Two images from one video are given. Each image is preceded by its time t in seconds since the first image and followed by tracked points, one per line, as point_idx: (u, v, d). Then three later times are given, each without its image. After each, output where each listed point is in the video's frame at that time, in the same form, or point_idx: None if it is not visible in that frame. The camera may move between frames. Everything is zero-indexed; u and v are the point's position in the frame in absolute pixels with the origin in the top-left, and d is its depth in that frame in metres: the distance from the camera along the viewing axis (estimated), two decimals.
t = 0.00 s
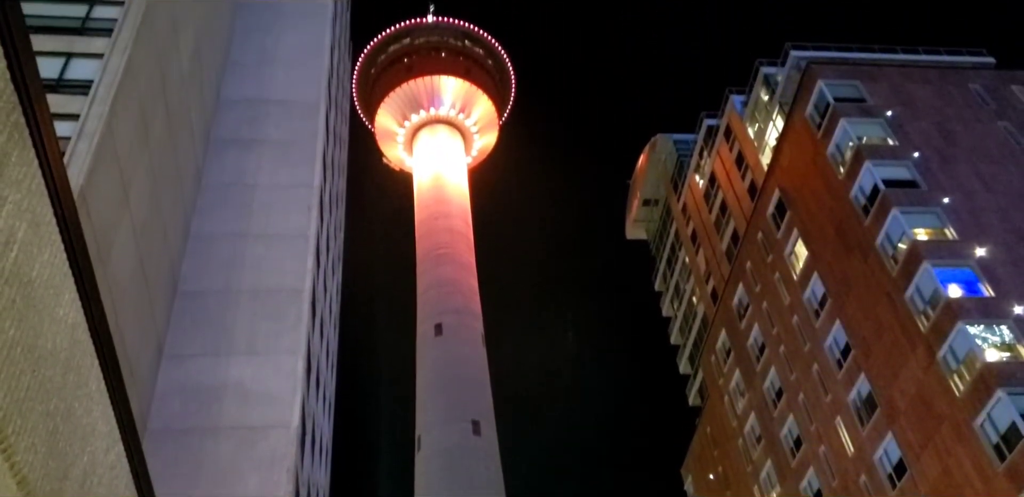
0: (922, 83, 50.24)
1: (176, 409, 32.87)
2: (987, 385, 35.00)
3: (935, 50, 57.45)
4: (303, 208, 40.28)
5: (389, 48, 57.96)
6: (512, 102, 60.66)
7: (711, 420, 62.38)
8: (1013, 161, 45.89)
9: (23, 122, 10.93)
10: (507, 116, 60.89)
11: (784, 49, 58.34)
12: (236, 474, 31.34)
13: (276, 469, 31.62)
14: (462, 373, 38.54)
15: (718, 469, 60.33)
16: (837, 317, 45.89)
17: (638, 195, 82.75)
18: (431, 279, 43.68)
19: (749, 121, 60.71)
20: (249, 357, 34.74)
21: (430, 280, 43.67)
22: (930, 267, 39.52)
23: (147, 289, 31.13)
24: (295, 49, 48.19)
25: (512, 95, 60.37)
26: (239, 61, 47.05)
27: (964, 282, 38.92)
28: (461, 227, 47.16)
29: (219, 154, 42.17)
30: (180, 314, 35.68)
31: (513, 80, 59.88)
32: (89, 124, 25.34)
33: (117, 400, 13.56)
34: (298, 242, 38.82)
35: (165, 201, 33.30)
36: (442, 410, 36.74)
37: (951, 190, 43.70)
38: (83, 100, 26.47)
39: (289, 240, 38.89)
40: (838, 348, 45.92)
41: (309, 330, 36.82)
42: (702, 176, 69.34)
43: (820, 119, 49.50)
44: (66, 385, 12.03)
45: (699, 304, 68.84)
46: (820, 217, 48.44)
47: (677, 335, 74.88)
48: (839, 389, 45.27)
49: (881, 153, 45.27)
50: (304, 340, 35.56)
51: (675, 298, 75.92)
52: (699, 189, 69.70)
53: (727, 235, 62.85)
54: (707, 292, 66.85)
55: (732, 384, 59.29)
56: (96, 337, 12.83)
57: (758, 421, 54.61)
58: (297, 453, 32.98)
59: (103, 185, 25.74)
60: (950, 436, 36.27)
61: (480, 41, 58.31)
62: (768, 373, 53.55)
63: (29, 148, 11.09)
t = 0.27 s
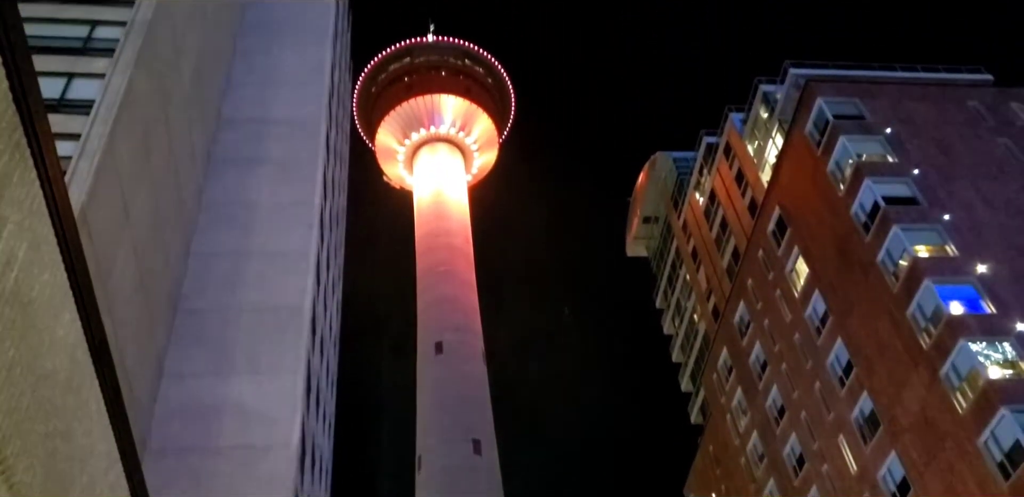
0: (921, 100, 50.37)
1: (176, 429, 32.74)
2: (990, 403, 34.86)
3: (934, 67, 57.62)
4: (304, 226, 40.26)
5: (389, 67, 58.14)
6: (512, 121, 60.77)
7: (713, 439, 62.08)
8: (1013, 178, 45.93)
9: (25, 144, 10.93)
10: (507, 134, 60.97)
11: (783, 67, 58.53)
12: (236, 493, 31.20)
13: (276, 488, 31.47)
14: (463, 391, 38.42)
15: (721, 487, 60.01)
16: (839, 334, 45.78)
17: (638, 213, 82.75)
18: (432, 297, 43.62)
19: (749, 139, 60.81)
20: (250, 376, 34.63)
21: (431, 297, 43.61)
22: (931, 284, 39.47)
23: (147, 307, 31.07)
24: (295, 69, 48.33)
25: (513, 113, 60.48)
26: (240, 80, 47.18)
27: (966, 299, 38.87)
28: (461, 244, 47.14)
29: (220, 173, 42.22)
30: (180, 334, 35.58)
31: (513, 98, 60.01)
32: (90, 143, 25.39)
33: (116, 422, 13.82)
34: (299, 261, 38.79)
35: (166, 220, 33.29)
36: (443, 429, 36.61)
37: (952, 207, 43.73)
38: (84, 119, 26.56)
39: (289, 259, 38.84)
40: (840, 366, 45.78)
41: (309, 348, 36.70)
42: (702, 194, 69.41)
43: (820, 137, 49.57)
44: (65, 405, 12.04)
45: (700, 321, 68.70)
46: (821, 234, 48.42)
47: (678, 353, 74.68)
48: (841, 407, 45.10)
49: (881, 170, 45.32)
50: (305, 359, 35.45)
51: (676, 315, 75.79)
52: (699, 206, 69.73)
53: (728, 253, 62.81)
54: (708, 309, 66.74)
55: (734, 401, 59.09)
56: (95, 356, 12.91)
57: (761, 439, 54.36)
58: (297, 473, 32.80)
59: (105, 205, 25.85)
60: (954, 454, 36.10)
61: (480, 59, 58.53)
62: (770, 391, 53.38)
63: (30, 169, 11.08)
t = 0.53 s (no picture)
0: (922, 112, 50.43)
1: (177, 441, 32.68)
2: (993, 414, 34.75)
3: (934, 79, 57.71)
4: (305, 238, 40.27)
5: (391, 79, 58.46)
6: (513, 133, 60.86)
7: (716, 451, 61.87)
8: (1015, 190, 45.92)
9: (27, 157, 10.96)
10: (508, 146, 61.04)
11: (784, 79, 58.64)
12: None
13: None
14: (464, 404, 38.34)
15: None
16: (841, 345, 45.70)
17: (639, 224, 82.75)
18: (433, 309, 43.59)
19: (750, 150, 60.89)
20: (251, 388, 34.60)
21: (432, 309, 43.59)
22: (933, 295, 39.43)
23: (148, 319, 31.04)
24: (297, 81, 48.45)
25: (513, 125, 60.57)
26: (242, 92, 47.31)
27: (968, 311, 38.84)
28: (462, 256, 47.14)
29: (221, 185, 42.27)
30: (181, 345, 35.54)
31: (514, 110, 60.11)
32: (92, 155, 25.46)
33: (116, 436, 13.89)
34: (300, 273, 38.80)
35: (167, 231, 33.28)
36: (445, 441, 36.52)
37: (953, 219, 43.73)
38: (86, 131, 26.60)
39: (291, 270, 38.84)
40: (842, 377, 45.67)
41: (310, 360, 36.66)
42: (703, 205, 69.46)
43: (821, 148, 49.62)
44: (66, 418, 12.05)
45: (702, 333, 68.57)
46: (822, 245, 48.41)
47: (680, 365, 74.50)
48: (844, 419, 44.96)
49: (882, 182, 45.34)
50: (306, 371, 35.42)
51: (677, 327, 75.68)
52: (700, 218, 69.75)
53: (729, 264, 62.77)
54: (710, 321, 66.63)
55: (736, 413, 58.92)
56: (95, 368, 12.94)
57: (763, 451, 54.17)
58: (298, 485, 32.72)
59: (106, 217, 25.87)
60: (957, 466, 35.97)
61: (481, 72, 58.74)
62: (773, 403, 53.24)
63: (32, 182, 11.10)
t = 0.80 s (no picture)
0: (922, 118, 50.48)
1: (177, 450, 32.63)
2: (995, 421, 34.72)
3: (934, 85, 57.77)
4: (305, 246, 40.29)
5: (391, 87, 58.27)
6: (513, 141, 60.91)
7: (717, 458, 61.76)
8: (1014, 196, 45.95)
9: (27, 168, 10.98)
10: (508, 154, 61.09)
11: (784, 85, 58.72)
12: None
13: None
14: (465, 412, 38.29)
15: None
16: (842, 352, 45.65)
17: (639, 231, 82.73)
18: (433, 317, 43.58)
19: (750, 157, 60.93)
20: (251, 397, 34.58)
21: (432, 317, 43.57)
22: (934, 301, 39.42)
23: (148, 327, 31.00)
24: (297, 90, 48.52)
25: (514, 133, 60.63)
26: (242, 101, 47.40)
27: (969, 317, 38.86)
28: (463, 263, 47.14)
29: (221, 194, 42.28)
30: (180, 355, 35.48)
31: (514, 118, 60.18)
32: (93, 164, 25.49)
33: (117, 445, 13.91)
34: (300, 281, 38.81)
35: (167, 240, 33.31)
36: (446, 449, 36.48)
37: (953, 225, 43.76)
38: (86, 140, 26.62)
39: (291, 279, 38.85)
40: (844, 384, 45.61)
41: (311, 369, 36.64)
42: (704, 212, 69.48)
43: (821, 155, 49.65)
44: (66, 429, 12.05)
45: (703, 340, 68.47)
46: (823, 252, 48.40)
47: (681, 372, 74.39)
48: (845, 425, 44.89)
49: (882, 189, 45.36)
50: (307, 380, 35.39)
51: (679, 334, 75.60)
52: (700, 224, 69.75)
53: (730, 271, 62.70)
54: (711, 328, 66.58)
55: (738, 420, 58.82)
56: (96, 378, 12.94)
57: (764, 458, 54.07)
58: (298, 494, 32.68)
59: (107, 226, 25.87)
60: (958, 473, 35.89)
61: (481, 79, 58.81)
62: (774, 410, 53.16)
63: (32, 193, 11.12)
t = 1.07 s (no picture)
0: (921, 122, 50.52)
1: (177, 457, 32.60)
2: (996, 424, 34.69)
3: (933, 89, 57.84)
4: (305, 252, 40.29)
5: (391, 93, 58.52)
6: (513, 146, 60.93)
7: (718, 462, 61.72)
8: (1014, 199, 45.98)
9: (27, 175, 10.98)
10: (508, 159, 61.10)
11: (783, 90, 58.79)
12: None
13: None
14: (466, 417, 38.26)
15: None
16: (843, 356, 45.62)
17: (639, 235, 82.74)
18: (434, 322, 43.56)
19: (749, 161, 60.98)
20: (251, 403, 34.56)
21: (433, 322, 43.57)
22: (935, 305, 39.40)
23: (148, 334, 30.94)
24: (297, 96, 48.56)
25: (513, 138, 60.67)
26: (242, 107, 47.41)
27: (969, 320, 38.83)
28: (463, 268, 47.15)
29: (220, 200, 42.27)
30: (180, 361, 35.46)
31: (513, 122, 60.23)
32: (93, 171, 25.49)
33: (117, 453, 13.95)
34: (300, 287, 38.81)
35: (167, 247, 33.30)
36: (446, 455, 36.46)
37: (953, 229, 43.78)
38: (85, 147, 26.65)
39: (291, 284, 38.85)
40: (845, 388, 45.57)
41: (311, 375, 36.62)
42: (703, 217, 69.49)
43: (820, 159, 49.69)
44: (66, 436, 12.04)
45: (703, 344, 68.45)
46: (822, 256, 48.41)
47: (681, 377, 74.35)
48: (846, 430, 44.84)
49: (882, 192, 45.38)
50: (307, 386, 35.38)
51: (679, 338, 75.56)
52: (700, 229, 69.77)
53: (731, 276, 62.69)
54: (711, 333, 66.57)
55: (739, 424, 58.78)
56: (95, 385, 12.95)
57: (765, 463, 54.01)
58: None
59: (107, 233, 25.88)
60: (960, 477, 35.83)
61: (481, 85, 58.87)
62: (775, 414, 53.10)
63: (31, 200, 11.11)
